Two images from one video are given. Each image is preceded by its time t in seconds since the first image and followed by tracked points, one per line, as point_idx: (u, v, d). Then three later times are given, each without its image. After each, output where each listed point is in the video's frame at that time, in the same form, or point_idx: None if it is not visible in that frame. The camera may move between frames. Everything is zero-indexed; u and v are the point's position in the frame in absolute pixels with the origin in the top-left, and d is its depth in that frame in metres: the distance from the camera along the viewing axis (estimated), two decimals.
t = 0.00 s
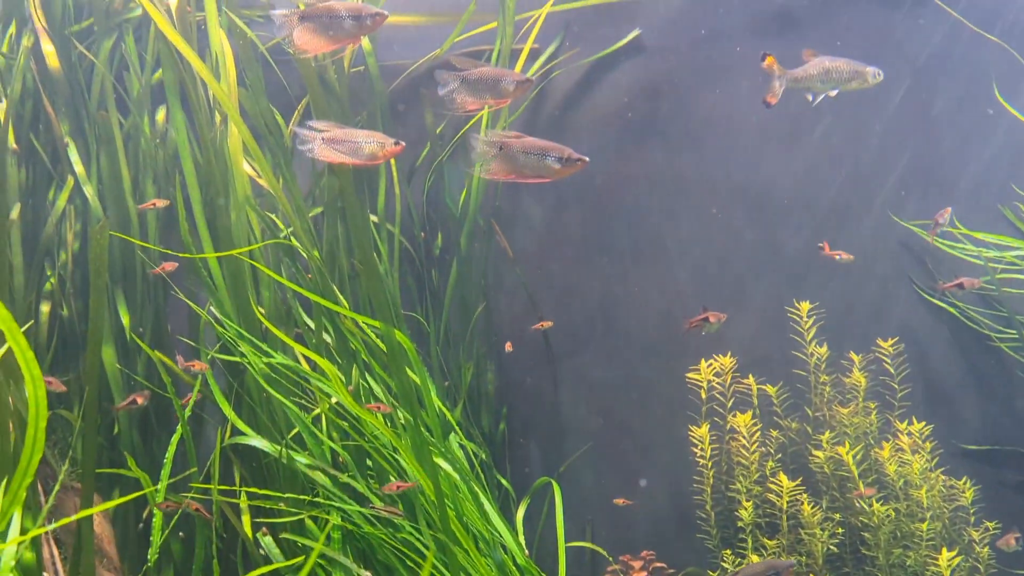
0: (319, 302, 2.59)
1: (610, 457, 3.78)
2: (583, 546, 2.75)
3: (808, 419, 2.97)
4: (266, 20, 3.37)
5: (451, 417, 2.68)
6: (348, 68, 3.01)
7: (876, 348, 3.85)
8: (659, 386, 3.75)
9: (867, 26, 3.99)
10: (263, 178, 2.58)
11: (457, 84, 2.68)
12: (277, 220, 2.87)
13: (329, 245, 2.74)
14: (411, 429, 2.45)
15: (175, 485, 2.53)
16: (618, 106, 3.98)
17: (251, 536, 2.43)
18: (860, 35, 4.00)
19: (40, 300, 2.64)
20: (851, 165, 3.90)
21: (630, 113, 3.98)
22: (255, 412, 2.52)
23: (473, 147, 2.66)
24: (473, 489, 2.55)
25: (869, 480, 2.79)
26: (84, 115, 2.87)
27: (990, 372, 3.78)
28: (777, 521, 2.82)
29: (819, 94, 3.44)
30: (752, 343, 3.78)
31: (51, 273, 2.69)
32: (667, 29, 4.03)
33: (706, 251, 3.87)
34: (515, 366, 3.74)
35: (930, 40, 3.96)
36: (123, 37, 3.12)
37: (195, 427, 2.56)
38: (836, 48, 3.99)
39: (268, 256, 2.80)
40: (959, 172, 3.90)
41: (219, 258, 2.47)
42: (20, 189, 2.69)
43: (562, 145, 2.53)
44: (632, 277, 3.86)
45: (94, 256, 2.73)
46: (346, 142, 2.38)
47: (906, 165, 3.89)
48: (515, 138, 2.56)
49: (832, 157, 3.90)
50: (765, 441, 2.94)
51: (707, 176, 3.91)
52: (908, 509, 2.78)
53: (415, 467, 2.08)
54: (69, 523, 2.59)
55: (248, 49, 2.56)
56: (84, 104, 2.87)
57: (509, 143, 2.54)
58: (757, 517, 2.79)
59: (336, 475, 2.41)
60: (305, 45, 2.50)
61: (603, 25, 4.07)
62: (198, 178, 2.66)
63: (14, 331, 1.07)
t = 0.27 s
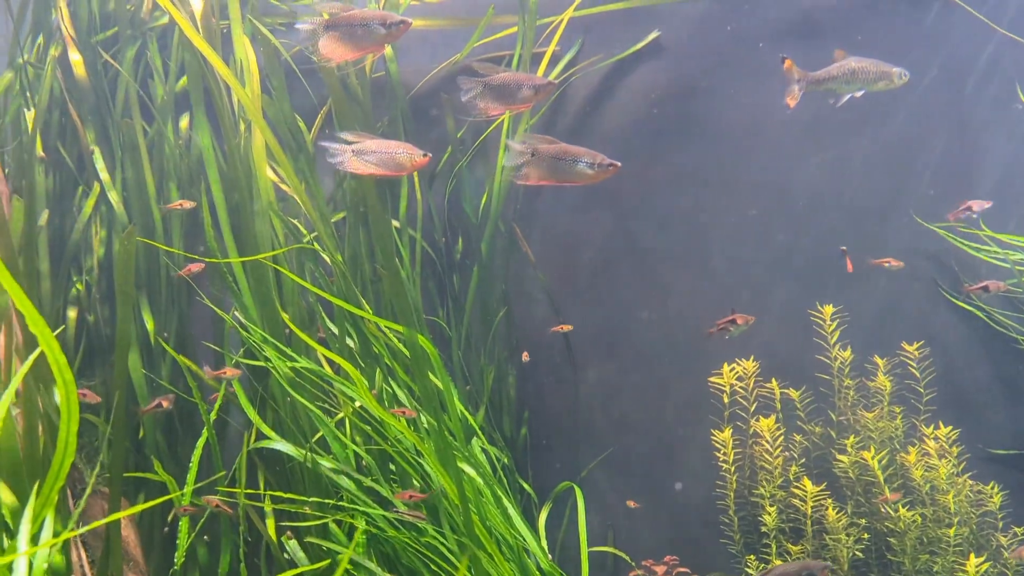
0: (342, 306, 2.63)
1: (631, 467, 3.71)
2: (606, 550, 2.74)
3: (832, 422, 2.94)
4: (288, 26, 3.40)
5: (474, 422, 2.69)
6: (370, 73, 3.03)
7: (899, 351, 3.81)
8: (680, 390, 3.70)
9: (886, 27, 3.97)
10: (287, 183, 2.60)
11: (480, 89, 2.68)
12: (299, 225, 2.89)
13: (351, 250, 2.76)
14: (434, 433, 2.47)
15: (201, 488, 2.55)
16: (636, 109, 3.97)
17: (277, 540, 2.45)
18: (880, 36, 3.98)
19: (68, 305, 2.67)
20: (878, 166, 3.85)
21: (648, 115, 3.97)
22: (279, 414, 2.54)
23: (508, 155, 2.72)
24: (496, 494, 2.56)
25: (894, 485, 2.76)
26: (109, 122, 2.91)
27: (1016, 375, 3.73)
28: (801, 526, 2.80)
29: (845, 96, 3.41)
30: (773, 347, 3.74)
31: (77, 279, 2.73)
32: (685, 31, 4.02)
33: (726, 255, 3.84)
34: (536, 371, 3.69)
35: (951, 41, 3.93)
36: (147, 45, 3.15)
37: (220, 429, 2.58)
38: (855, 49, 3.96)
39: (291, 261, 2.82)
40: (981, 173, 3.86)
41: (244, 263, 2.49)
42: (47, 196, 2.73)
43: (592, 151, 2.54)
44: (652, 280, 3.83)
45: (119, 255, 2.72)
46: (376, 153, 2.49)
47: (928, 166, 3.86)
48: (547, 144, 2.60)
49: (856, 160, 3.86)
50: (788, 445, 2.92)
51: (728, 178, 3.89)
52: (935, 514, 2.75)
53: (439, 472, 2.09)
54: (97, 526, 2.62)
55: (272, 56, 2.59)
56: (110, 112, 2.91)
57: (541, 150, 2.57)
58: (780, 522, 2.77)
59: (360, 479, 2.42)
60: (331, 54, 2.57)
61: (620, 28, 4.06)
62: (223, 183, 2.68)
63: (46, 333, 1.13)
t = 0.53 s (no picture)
0: (376, 293, 2.66)
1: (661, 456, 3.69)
2: (637, 536, 2.75)
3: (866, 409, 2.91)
4: (317, 16, 3.43)
5: (506, 409, 2.70)
6: (400, 62, 3.05)
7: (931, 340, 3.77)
8: (709, 380, 3.66)
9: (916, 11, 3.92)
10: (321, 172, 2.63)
11: (510, 77, 2.69)
12: (332, 214, 2.91)
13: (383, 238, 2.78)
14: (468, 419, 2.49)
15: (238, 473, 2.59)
16: (662, 96, 3.94)
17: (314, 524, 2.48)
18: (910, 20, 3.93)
19: (106, 294, 2.72)
20: (908, 154, 3.80)
21: (674, 103, 3.94)
22: (315, 400, 2.58)
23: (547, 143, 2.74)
24: (529, 479, 2.58)
25: (929, 472, 2.74)
26: (144, 114, 2.95)
27: None
28: (835, 513, 2.79)
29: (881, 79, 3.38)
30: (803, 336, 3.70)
31: (114, 269, 2.77)
32: (711, 18, 4.00)
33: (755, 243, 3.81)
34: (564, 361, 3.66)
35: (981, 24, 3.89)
36: (179, 36, 3.19)
37: (256, 415, 2.61)
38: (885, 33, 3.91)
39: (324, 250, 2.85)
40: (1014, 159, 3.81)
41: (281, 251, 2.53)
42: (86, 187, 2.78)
43: (633, 139, 2.58)
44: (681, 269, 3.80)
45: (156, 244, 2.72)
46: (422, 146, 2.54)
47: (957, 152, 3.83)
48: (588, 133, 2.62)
49: (885, 147, 3.82)
50: (821, 433, 2.90)
51: (756, 167, 3.85)
52: (971, 502, 2.73)
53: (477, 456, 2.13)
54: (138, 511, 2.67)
55: (306, 45, 2.62)
56: (144, 103, 2.95)
57: (581, 138, 2.61)
58: (814, 509, 2.76)
59: (396, 464, 2.45)
60: (364, 43, 2.59)
61: (645, 15, 4.04)
62: (257, 173, 2.71)
63: (93, 315, 1.21)
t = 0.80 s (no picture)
0: (406, 264, 2.68)
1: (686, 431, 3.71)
2: (666, 506, 2.75)
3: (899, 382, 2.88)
4: None
5: (535, 380, 2.71)
6: (427, 35, 3.05)
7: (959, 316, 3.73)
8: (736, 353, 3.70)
9: None
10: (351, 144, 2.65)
11: (540, 46, 2.69)
12: (360, 187, 2.92)
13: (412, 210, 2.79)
14: (499, 388, 2.51)
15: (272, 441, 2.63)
16: (687, 71, 3.92)
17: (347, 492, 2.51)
18: None
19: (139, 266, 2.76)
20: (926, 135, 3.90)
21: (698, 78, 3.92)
22: (347, 370, 2.61)
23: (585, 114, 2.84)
24: (559, 449, 2.59)
25: (962, 445, 2.72)
26: (174, 88, 2.98)
27: None
28: (865, 486, 2.78)
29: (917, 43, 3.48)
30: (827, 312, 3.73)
31: (147, 242, 2.81)
32: None
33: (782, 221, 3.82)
34: (592, 336, 3.57)
35: None
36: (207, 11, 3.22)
37: (288, 384, 2.64)
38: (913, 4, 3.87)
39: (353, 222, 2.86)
40: None
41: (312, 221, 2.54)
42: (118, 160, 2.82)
43: (670, 109, 2.66)
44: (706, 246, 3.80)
45: (189, 217, 2.75)
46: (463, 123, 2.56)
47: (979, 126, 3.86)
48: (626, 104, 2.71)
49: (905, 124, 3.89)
50: (852, 405, 2.89)
51: (780, 144, 3.88)
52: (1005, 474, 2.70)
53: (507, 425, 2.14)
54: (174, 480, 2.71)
55: (335, 15, 2.63)
56: (174, 77, 2.98)
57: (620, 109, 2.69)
58: (844, 481, 2.75)
59: (427, 433, 2.47)
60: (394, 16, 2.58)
61: None
62: (287, 144, 2.73)
63: (132, 273, 1.19)
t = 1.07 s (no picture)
0: (425, 229, 2.67)
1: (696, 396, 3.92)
2: (684, 472, 2.75)
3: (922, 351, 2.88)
4: None
5: (554, 346, 2.71)
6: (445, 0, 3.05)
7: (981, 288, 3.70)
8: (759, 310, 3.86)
9: None
10: (370, 109, 2.64)
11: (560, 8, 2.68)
12: (379, 153, 2.93)
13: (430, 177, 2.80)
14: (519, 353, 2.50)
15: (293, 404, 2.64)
16: (703, 39, 4.12)
17: (369, 455, 2.53)
18: None
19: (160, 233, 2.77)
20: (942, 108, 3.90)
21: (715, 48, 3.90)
22: (366, 334, 2.61)
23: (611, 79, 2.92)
24: (579, 414, 2.59)
25: (983, 412, 2.70)
26: (192, 55, 2.99)
27: None
28: (885, 453, 2.77)
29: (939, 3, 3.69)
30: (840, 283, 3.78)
31: (167, 209, 2.83)
32: None
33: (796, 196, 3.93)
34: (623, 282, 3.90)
35: None
36: None
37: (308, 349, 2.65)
38: None
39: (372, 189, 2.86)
40: None
41: (331, 185, 2.54)
42: (138, 127, 2.84)
43: (695, 73, 2.75)
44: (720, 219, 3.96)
45: (207, 184, 2.75)
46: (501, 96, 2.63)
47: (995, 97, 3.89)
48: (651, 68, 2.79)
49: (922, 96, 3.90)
50: (871, 373, 2.88)
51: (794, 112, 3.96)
52: None
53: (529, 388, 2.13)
54: (198, 444, 2.74)
55: None
56: (193, 45, 2.99)
57: (645, 74, 2.79)
58: (863, 448, 2.75)
59: (447, 397, 2.47)
60: None
61: None
62: (306, 109, 2.72)
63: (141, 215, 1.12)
